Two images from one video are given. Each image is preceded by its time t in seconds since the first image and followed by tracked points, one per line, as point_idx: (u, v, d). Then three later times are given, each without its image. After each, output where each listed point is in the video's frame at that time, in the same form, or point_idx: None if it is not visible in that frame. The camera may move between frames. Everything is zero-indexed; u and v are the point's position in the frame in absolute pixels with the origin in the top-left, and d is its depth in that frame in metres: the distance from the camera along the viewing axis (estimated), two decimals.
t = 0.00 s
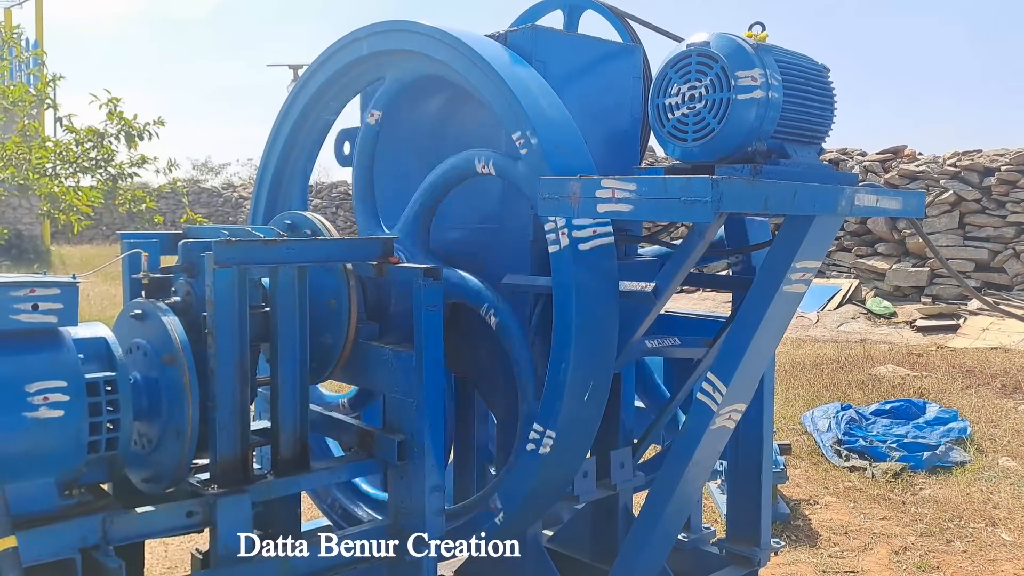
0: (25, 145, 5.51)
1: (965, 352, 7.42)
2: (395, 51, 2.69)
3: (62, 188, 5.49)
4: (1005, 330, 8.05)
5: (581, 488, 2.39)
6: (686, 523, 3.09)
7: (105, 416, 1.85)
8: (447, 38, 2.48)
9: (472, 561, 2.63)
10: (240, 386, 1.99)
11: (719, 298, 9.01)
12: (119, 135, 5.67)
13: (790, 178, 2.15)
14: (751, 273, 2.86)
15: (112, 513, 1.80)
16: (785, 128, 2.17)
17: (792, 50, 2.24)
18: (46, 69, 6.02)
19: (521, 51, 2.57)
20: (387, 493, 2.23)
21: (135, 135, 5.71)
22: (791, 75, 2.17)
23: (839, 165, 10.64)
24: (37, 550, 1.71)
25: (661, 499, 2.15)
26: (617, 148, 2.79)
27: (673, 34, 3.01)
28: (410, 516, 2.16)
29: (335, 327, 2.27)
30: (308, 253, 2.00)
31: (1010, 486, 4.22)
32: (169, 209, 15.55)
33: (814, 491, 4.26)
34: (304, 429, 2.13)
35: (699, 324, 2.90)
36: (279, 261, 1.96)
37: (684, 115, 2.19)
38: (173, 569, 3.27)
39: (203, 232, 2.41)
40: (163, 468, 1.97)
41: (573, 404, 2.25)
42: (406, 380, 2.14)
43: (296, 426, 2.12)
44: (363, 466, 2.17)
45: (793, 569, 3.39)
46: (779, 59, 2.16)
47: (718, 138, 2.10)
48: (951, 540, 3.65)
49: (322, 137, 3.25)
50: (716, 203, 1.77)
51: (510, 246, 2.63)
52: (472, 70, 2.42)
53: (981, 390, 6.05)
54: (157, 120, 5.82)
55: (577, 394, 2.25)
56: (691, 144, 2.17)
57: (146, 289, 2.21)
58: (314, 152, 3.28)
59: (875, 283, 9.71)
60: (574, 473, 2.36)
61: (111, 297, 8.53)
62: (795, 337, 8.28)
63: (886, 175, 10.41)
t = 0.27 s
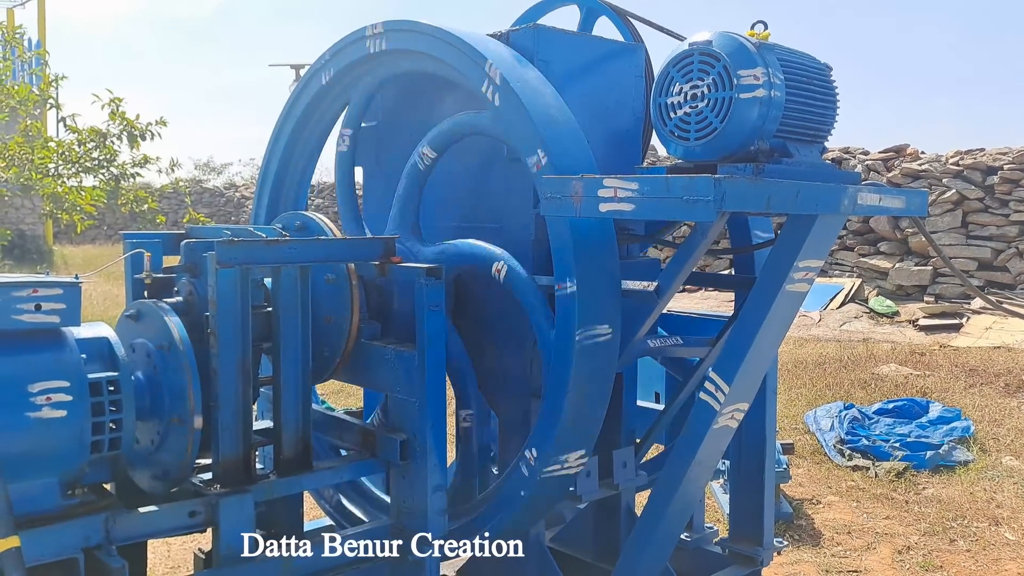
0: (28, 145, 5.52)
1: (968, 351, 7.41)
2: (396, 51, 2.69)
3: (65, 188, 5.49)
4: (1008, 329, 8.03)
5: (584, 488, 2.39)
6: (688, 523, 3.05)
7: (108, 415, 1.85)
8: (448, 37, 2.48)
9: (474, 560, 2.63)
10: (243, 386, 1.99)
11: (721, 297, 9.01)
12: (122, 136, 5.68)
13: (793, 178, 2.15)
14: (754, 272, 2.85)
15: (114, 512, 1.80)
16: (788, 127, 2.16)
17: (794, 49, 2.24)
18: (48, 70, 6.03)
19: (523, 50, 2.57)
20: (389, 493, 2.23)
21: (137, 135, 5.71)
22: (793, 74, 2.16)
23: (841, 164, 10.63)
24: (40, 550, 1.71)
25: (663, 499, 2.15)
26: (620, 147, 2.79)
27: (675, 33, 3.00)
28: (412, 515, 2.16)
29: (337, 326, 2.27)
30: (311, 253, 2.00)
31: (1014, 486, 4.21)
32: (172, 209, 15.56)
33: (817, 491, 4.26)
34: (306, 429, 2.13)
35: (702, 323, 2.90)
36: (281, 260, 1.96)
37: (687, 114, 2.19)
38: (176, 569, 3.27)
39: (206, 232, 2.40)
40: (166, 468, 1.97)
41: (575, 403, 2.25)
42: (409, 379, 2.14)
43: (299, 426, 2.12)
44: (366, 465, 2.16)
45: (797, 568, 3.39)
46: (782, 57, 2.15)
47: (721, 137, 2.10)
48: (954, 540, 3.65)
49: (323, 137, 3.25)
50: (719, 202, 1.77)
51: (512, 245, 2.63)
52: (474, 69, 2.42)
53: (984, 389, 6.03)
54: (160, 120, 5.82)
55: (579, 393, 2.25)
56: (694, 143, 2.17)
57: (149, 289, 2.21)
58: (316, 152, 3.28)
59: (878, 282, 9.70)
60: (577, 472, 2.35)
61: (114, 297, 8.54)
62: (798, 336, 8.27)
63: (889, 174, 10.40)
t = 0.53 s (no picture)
0: (30, 144, 5.51)
1: (970, 351, 7.40)
2: (397, 50, 2.69)
3: (67, 187, 5.50)
4: (1010, 328, 8.01)
5: (586, 487, 2.40)
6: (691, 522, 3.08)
7: (110, 415, 1.86)
8: (449, 36, 2.48)
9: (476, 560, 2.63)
10: (245, 385, 1.99)
11: (723, 297, 9.00)
12: (124, 135, 5.67)
13: (796, 177, 2.15)
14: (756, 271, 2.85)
15: (117, 512, 1.80)
16: (790, 126, 2.16)
17: (797, 48, 2.23)
18: (50, 69, 6.03)
19: (524, 49, 2.57)
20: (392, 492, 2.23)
21: (139, 134, 5.71)
22: (796, 73, 2.16)
23: (843, 163, 10.62)
24: (42, 550, 1.71)
25: (665, 499, 2.15)
26: (621, 147, 2.78)
27: (677, 32, 3.00)
28: (414, 515, 2.16)
29: (338, 325, 2.27)
30: (312, 252, 2.00)
31: (1016, 485, 4.21)
32: (174, 207, 15.56)
33: (819, 490, 4.25)
34: (308, 428, 2.13)
35: (704, 322, 2.90)
36: (283, 260, 1.96)
37: (689, 113, 2.18)
38: (178, 568, 3.27)
39: (208, 231, 2.40)
40: (168, 467, 1.97)
41: (577, 403, 2.25)
42: (411, 379, 2.14)
43: (301, 425, 2.12)
44: (367, 465, 2.16)
45: (798, 568, 3.39)
46: (784, 56, 2.15)
47: (723, 136, 2.10)
48: (956, 539, 3.64)
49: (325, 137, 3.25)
50: (721, 202, 1.77)
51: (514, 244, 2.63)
52: (475, 68, 2.42)
53: (986, 389, 6.03)
54: (162, 120, 5.82)
55: (581, 393, 2.25)
56: (696, 143, 2.17)
57: (151, 288, 2.21)
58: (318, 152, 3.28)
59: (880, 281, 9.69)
60: (579, 471, 2.35)
61: (115, 296, 8.54)
62: (800, 335, 8.26)
63: (891, 173, 10.39)
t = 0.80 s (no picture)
0: (31, 143, 5.51)
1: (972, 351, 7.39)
2: (399, 49, 2.69)
3: (69, 186, 5.50)
4: (1011, 328, 8.00)
5: (587, 486, 2.40)
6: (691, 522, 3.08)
7: (111, 413, 1.86)
8: (450, 34, 2.48)
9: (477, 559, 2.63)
10: (246, 383, 1.99)
11: (724, 296, 9.00)
12: (125, 134, 5.67)
13: (798, 176, 2.14)
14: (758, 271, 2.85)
15: (118, 511, 1.80)
16: (793, 126, 2.16)
17: (799, 47, 2.23)
18: (52, 68, 6.03)
19: (526, 49, 2.56)
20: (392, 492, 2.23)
21: (141, 133, 5.71)
22: (798, 73, 2.15)
23: (844, 163, 10.61)
24: (43, 548, 1.71)
25: (666, 498, 2.15)
26: (623, 146, 2.78)
27: (679, 31, 3.00)
28: (415, 514, 2.16)
29: (340, 325, 2.27)
30: (314, 250, 2.00)
31: (1017, 485, 4.20)
32: (175, 206, 15.56)
33: (820, 490, 4.25)
34: (309, 427, 2.13)
35: (705, 322, 2.89)
36: (284, 259, 1.96)
37: (691, 113, 2.18)
38: (179, 567, 3.27)
39: (209, 230, 2.40)
40: (169, 466, 1.97)
41: (578, 403, 2.25)
42: (412, 378, 2.14)
43: (302, 424, 2.12)
44: (368, 464, 2.16)
45: (800, 567, 3.39)
46: (787, 56, 2.15)
47: (725, 136, 2.10)
48: (958, 539, 3.64)
49: (327, 136, 3.25)
50: (723, 201, 1.77)
51: (515, 243, 2.62)
52: (476, 67, 2.42)
53: (987, 389, 6.02)
54: (163, 119, 5.82)
55: (583, 392, 2.25)
56: (698, 142, 2.16)
57: (152, 287, 2.21)
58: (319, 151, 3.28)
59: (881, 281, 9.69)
60: (580, 471, 2.35)
61: (116, 295, 8.54)
62: (801, 335, 8.26)
63: (892, 173, 10.38)
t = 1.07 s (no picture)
0: (33, 143, 5.51)
1: (974, 350, 7.38)
2: (400, 49, 2.70)
3: (71, 186, 5.50)
4: (1013, 327, 7.99)
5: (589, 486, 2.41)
6: (694, 521, 3.08)
7: (113, 413, 1.86)
8: (450, 33, 2.48)
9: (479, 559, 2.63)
10: (248, 383, 1.99)
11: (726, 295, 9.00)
12: (127, 134, 5.68)
13: (800, 175, 2.14)
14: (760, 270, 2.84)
15: (120, 510, 1.80)
16: (794, 124, 2.15)
17: (800, 46, 2.23)
18: (54, 68, 6.03)
19: (527, 48, 2.56)
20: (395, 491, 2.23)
21: (143, 133, 5.72)
22: (800, 72, 2.15)
23: (846, 162, 10.60)
24: (46, 548, 1.71)
25: (669, 498, 2.15)
26: (624, 145, 2.78)
27: (680, 31, 2.99)
28: (418, 513, 2.16)
29: (341, 324, 2.27)
30: (316, 250, 2.00)
31: (1020, 484, 4.20)
32: (177, 207, 15.58)
33: (823, 489, 4.25)
34: (311, 427, 2.13)
35: (707, 321, 2.89)
36: (286, 258, 1.96)
37: (693, 112, 2.18)
38: (181, 566, 3.27)
39: (211, 229, 2.40)
40: (170, 466, 1.97)
41: (580, 403, 2.25)
42: (414, 377, 2.14)
43: (304, 424, 2.12)
44: (370, 463, 2.16)
45: (802, 566, 3.39)
46: (788, 55, 2.14)
47: (727, 134, 2.09)
48: (960, 538, 3.64)
49: (328, 135, 3.25)
50: (725, 200, 1.76)
51: (518, 244, 2.62)
52: (476, 65, 2.43)
53: (989, 387, 6.02)
54: (165, 119, 5.82)
55: (584, 392, 2.25)
56: (700, 141, 2.16)
57: (154, 287, 2.21)
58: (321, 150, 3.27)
59: (883, 280, 9.68)
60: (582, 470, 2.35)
61: (119, 295, 8.56)
62: (803, 334, 8.24)
63: (894, 171, 10.37)
